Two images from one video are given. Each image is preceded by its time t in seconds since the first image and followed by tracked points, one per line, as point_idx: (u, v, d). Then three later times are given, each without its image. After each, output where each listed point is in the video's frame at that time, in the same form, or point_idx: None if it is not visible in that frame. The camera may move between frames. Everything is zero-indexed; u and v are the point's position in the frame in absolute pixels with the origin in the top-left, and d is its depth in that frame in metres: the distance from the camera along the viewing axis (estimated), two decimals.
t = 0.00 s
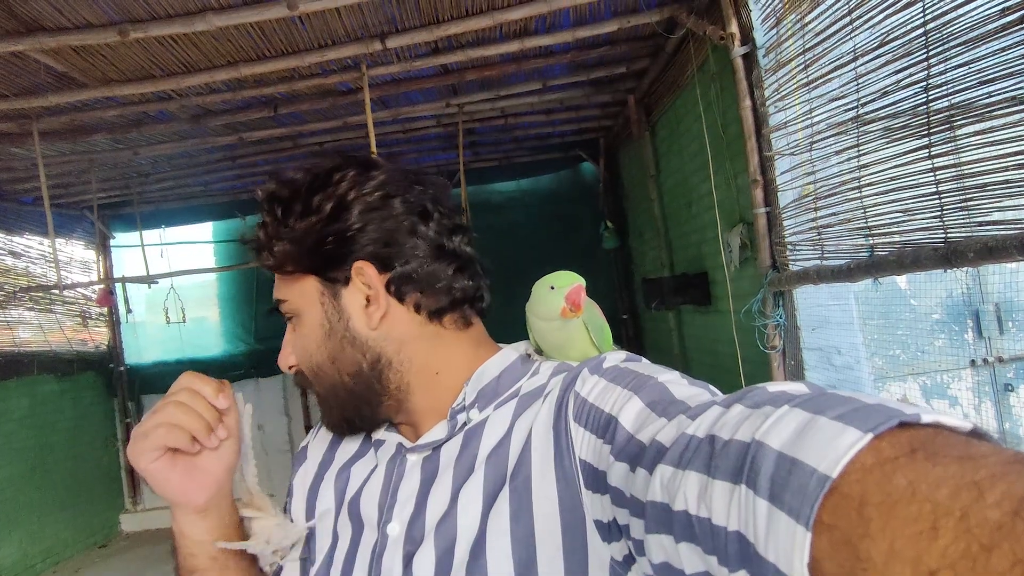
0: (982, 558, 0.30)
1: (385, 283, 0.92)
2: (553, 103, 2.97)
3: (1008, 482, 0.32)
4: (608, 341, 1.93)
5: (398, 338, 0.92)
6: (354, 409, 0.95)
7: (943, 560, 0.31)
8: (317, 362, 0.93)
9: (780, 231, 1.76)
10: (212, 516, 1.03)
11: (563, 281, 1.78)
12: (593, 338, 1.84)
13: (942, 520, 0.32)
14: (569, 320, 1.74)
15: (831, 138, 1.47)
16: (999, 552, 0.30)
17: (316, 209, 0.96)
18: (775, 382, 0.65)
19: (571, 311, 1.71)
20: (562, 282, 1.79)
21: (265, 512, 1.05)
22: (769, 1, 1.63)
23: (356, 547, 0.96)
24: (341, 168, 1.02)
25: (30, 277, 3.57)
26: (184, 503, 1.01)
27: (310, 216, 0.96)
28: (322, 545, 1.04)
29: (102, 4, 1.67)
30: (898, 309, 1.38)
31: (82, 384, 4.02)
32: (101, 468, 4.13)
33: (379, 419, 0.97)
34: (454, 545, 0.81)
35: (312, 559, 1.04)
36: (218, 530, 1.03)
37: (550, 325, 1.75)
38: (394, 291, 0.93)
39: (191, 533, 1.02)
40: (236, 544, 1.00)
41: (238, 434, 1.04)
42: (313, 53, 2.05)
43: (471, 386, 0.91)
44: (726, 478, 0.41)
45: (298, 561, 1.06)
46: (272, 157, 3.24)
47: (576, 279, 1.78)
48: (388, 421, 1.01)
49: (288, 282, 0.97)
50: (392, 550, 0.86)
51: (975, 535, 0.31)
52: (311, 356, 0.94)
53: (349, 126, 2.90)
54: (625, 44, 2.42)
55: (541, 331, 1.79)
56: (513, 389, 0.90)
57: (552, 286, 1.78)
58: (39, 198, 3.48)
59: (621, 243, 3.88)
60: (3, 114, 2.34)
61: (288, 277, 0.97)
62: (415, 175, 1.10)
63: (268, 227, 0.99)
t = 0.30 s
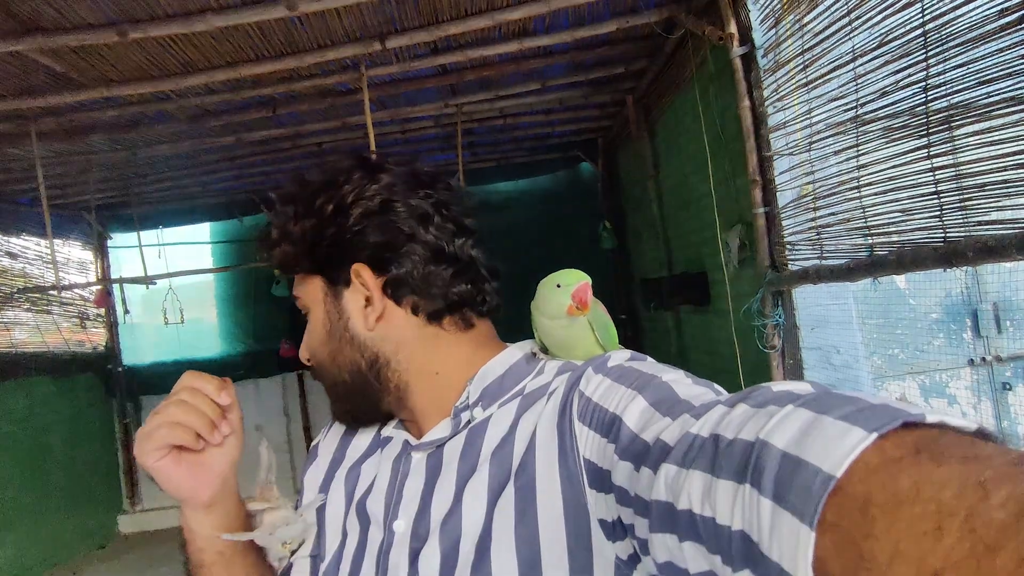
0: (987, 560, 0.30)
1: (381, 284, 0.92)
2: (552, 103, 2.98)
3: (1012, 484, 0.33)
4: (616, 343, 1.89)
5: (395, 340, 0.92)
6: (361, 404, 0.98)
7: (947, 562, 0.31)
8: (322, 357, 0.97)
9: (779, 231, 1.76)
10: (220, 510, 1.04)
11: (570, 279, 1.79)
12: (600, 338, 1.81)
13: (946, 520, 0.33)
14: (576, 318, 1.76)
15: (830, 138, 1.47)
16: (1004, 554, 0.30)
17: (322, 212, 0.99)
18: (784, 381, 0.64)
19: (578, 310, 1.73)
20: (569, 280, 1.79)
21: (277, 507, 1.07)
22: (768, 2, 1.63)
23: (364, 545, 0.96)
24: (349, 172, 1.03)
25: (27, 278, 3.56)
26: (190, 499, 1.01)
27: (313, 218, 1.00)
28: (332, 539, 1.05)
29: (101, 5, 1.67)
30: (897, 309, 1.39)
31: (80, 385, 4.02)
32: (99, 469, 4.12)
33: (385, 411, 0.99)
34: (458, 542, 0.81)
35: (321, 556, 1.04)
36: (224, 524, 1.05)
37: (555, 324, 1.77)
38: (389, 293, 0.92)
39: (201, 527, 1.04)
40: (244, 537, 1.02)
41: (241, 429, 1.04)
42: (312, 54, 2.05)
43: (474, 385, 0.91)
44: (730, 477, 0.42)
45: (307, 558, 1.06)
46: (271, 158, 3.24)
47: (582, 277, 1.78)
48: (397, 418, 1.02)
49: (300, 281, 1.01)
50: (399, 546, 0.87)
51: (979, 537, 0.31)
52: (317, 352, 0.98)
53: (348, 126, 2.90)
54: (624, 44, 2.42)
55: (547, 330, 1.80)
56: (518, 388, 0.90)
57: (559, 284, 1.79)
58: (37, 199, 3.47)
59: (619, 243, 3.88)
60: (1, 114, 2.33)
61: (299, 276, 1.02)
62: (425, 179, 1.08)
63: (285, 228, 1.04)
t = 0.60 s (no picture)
0: (998, 565, 0.30)
1: (389, 289, 0.93)
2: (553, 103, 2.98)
3: (1022, 489, 0.33)
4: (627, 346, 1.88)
5: (402, 344, 0.93)
6: (371, 408, 0.99)
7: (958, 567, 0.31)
8: (336, 362, 0.98)
9: (781, 231, 1.77)
10: (238, 512, 1.05)
11: (578, 283, 1.79)
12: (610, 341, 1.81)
13: (958, 526, 0.33)
14: (586, 321, 1.75)
15: (832, 139, 1.48)
16: (1015, 559, 0.30)
17: (333, 218, 1.00)
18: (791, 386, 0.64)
19: (587, 312, 1.73)
20: (578, 284, 1.80)
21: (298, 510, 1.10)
22: (770, 2, 1.63)
23: (377, 546, 0.97)
24: (360, 178, 1.04)
25: (30, 279, 3.57)
26: (210, 502, 1.02)
27: (324, 224, 1.01)
28: (350, 537, 1.05)
29: (104, 6, 1.67)
30: (899, 308, 1.39)
31: (82, 386, 4.02)
32: (101, 469, 4.13)
33: (396, 415, 0.99)
34: (466, 545, 0.82)
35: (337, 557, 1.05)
36: (244, 526, 1.05)
37: (565, 327, 1.77)
38: (398, 298, 0.93)
39: (220, 529, 1.04)
40: (265, 539, 1.04)
41: (258, 432, 1.05)
42: (314, 55, 2.06)
43: (482, 389, 0.91)
44: (737, 483, 0.42)
45: (327, 557, 1.07)
46: (272, 158, 3.24)
47: (591, 280, 1.80)
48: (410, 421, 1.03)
49: (312, 287, 1.02)
50: (409, 548, 0.87)
51: (991, 542, 0.31)
52: (329, 356, 0.99)
53: (349, 127, 2.90)
54: (626, 44, 2.42)
55: (557, 333, 1.79)
56: (526, 393, 0.91)
57: (568, 288, 1.79)
58: (39, 200, 3.48)
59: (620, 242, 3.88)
60: (4, 116, 2.34)
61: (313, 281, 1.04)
62: (435, 185, 1.08)
63: (298, 234, 1.05)
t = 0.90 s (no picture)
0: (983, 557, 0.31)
1: (386, 289, 0.94)
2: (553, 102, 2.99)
3: (1006, 483, 0.33)
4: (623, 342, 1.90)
5: (401, 343, 0.94)
6: (371, 407, 1.01)
7: (943, 561, 0.32)
8: (338, 362, 1.00)
9: (780, 229, 1.77)
10: (246, 508, 1.07)
11: (574, 278, 1.81)
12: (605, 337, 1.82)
13: (943, 519, 0.34)
14: (582, 316, 1.76)
15: (831, 136, 1.48)
16: (1000, 551, 0.31)
17: (332, 220, 1.01)
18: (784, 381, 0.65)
19: (584, 307, 1.74)
20: (574, 279, 1.80)
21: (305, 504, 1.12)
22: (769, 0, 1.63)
23: (378, 542, 0.98)
24: (358, 181, 1.05)
25: (34, 281, 3.59)
26: (218, 498, 1.03)
27: (323, 226, 1.02)
28: (353, 529, 1.07)
29: (105, 10, 1.68)
30: (899, 305, 1.39)
31: (86, 387, 4.04)
32: (105, 469, 4.15)
33: (396, 413, 1.00)
34: (463, 540, 0.83)
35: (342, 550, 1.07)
36: (253, 519, 1.07)
37: (561, 323, 1.77)
38: (395, 298, 0.94)
39: (229, 525, 1.06)
40: (273, 534, 1.06)
41: (265, 430, 1.06)
42: (315, 56, 2.07)
43: (479, 386, 0.92)
44: (726, 478, 0.43)
45: (333, 550, 1.10)
46: (273, 159, 3.25)
47: (587, 274, 1.82)
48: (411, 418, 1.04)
49: (315, 288, 1.04)
50: (406, 543, 0.88)
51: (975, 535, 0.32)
52: (331, 355, 1.01)
53: (350, 128, 2.91)
54: (625, 43, 2.43)
55: (554, 329, 1.79)
56: (522, 389, 0.92)
57: (564, 282, 1.80)
58: (42, 201, 3.50)
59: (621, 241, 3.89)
60: (7, 119, 2.35)
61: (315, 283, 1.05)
62: (433, 185, 1.09)
63: (298, 237, 1.07)
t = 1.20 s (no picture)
0: (974, 564, 0.31)
1: (386, 291, 0.95)
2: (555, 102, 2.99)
3: (1000, 490, 0.34)
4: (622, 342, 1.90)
5: (403, 345, 0.95)
6: (373, 409, 1.01)
7: (935, 565, 0.32)
8: (340, 363, 1.01)
9: (782, 227, 1.77)
10: (252, 507, 1.08)
11: (571, 277, 1.81)
12: (604, 337, 1.82)
13: (935, 525, 0.34)
14: (580, 314, 1.77)
15: (831, 134, 1.48)
16: (991, 558, 0.31)
17: (331, 223, 1.02)
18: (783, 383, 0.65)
19: (582, 305, 1.75)
20: (571, 277, 1.81)
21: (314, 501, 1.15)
22: None
23: (382, 541, 0.99)
24: (358, 184, 1.05)
25: (40, 283, 3.61)
26: (225, 497, 1.04)
27: (323, 230, 1.03)
28: (358, 527, 1.07)
29: (108, 14, 1.70)
30: (900, 302, 1.39)
31: (93, 389, 4.07)
32: (112, 471, 4.18)
33: (398, 414, 1.01)
34: (463, 538, 0.84)
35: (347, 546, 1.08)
36: (259, 519, 1.08)
37: (560, 321, 1.77)
38: (395, 299, 0.95)
39: (235, 523, 1.07)
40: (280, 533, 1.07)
41: (270, 430, 1.07)
42: (316, 58, 2.08)
43: (479, 387, 0.92)
44: (722, 480, 0.43)
45: (338, 548, 1.10)
46: (276, 161, 3.27)
47: (584, 273, 1.82)
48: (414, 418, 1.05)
49: (316, 290, 1.05)
50: (409, 540, 0.89)
51: (967, 541, 0.32)
52: (334, 356, 1.02)
53: (352, 129, 2.92)
54: (626, 42, 2.43)
55: (553, 327, 1.80)
56: (522, 389, 0.92)
57: (561, 282, 1.81)
58: (47, 205, 3.52)
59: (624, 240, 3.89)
60: (12, 123, 2.37)
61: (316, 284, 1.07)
62: (432, 186, 1.09)
63: (299, 240, 1.08)
